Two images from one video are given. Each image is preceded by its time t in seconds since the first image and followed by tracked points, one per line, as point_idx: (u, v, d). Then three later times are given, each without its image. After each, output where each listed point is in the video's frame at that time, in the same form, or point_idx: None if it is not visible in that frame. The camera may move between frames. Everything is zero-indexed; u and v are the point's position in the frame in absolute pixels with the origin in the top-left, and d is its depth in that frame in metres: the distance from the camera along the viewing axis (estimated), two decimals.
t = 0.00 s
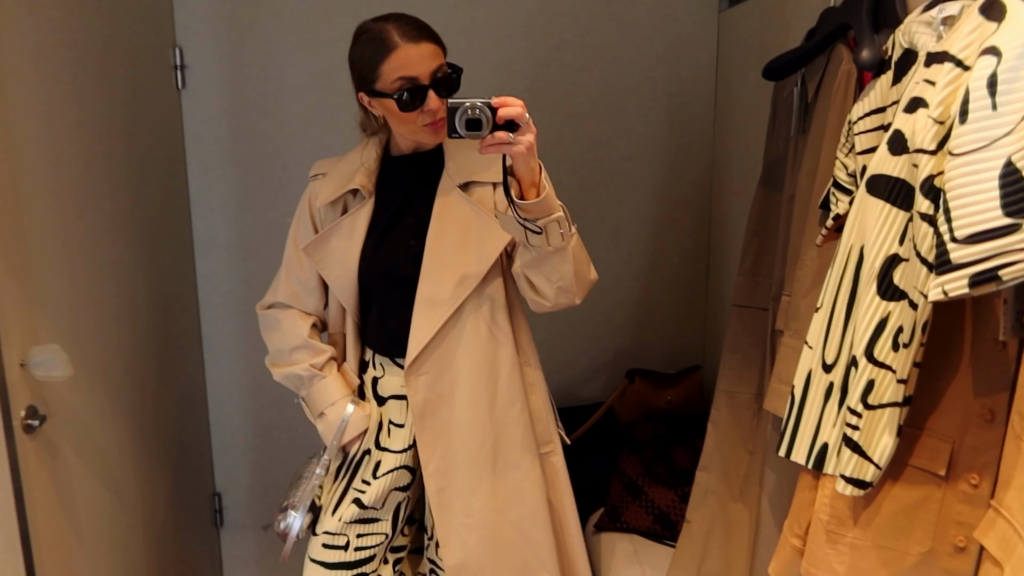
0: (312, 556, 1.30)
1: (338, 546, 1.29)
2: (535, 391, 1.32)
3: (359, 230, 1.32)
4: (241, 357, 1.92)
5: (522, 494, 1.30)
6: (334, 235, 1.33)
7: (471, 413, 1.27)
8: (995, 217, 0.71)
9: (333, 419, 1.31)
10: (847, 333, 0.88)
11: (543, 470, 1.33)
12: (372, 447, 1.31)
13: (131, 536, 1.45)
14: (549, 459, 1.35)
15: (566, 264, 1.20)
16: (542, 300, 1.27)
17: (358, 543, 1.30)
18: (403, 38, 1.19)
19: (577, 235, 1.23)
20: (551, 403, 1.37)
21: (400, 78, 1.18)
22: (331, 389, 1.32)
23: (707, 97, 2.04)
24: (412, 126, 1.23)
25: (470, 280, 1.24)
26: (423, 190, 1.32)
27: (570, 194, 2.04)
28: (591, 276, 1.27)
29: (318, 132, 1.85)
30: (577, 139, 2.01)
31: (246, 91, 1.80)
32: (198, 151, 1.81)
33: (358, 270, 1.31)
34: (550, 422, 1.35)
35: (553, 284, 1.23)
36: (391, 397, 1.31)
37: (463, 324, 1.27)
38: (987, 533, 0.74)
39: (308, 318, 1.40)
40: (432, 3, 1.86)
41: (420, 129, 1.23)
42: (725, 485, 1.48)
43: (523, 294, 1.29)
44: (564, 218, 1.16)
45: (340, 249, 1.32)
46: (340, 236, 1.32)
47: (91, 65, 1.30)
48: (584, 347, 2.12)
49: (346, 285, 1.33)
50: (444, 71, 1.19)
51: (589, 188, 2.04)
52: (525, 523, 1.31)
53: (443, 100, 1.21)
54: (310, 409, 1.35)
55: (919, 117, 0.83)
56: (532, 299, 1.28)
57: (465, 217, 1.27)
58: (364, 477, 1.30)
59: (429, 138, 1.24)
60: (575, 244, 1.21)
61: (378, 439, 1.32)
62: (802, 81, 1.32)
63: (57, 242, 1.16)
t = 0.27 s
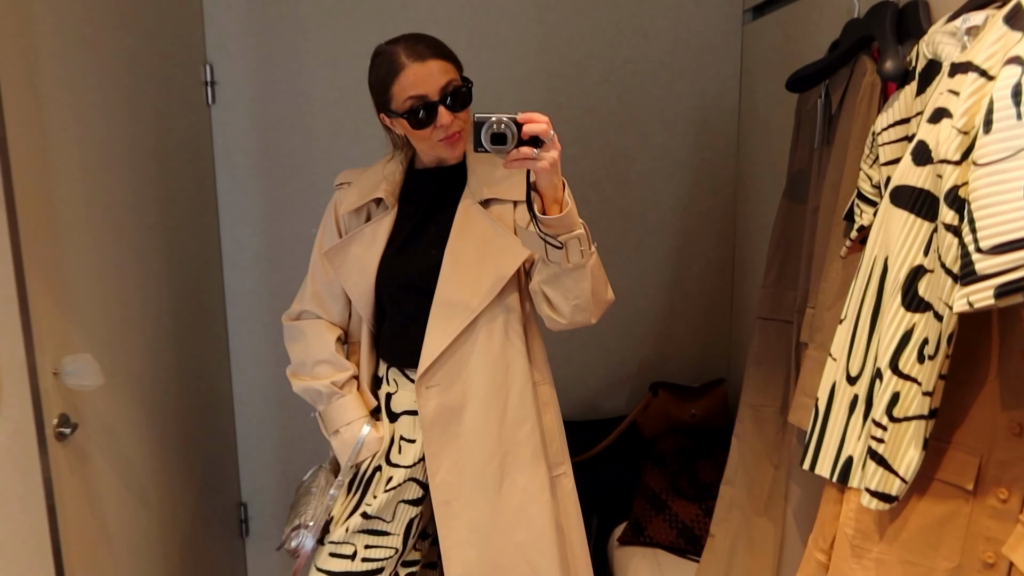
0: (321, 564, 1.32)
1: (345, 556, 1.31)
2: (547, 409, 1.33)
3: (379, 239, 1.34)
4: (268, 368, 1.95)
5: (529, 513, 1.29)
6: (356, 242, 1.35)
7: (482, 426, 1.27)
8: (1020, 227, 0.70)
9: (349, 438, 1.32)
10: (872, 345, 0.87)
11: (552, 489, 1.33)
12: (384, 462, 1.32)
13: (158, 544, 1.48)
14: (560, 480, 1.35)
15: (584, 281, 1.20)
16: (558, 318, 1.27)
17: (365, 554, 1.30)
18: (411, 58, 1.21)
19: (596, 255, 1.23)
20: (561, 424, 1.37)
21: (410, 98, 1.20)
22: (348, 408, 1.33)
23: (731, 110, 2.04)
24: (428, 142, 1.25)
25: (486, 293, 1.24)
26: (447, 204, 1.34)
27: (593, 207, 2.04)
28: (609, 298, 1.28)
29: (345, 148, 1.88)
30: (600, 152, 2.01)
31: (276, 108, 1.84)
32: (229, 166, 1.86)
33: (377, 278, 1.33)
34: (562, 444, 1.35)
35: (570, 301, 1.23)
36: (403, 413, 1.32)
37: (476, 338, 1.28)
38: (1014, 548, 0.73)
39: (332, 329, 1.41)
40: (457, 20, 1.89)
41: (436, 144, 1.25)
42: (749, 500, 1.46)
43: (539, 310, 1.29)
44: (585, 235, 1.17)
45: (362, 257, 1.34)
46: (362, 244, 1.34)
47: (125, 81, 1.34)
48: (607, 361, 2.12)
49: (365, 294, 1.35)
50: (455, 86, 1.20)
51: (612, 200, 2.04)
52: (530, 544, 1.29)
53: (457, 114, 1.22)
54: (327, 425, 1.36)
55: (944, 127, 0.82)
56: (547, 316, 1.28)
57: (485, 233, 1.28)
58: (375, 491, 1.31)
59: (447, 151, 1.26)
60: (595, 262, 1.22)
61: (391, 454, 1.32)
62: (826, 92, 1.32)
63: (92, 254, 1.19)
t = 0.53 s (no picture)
0: None
1: (360, 569, 1.32)
2: (557, 424, 1.33)
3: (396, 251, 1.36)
4: (287, 380, 1.97)
5: (537, 527, 1.30)
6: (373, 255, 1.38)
7: (493, 438, 1.27)
8: None
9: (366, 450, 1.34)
10: (886, 357, 0.87)
11: (559, 505, 1.33)
12: (400, 475, 1.33)
13: (177, 552, 1.49)
14: (566, 498, 1.35)
15: (601, 293, 1.21)
16: (575, 330, 1.27)
17: (379, 567, 1.31)
18: (420, 78, 1.24)
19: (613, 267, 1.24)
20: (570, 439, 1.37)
21: (422, 116, 1.23)
22: (366, 421, 1.34)
23: (747, 123, 2.05)
24: (442, 158, 1.27)
25: (500, 305, 1.25)
26: (464, 218, 1.35)
27: (608, 220, 2.05)
28: (624, 310, 1.29)
29: (363, 163, 1.91)
30: (615, 166, 2.03)
31: (297, 125, 1.88)
32: (250, 180, 1.90)
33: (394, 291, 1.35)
34: (571, 460, 1.36)
35: (587, 313, 1.23)
36: (418, 425, 1.33)
37: (489, 350, 1.29)
38: None
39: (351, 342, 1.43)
40: (475, 36, 1.92)
41: (449, 160, 1.27)
42: (767, 514, 1.46)
43: (555, 323, 1.30)
44: (603, 248, 1.18)
45: (379, 270, 1.36)
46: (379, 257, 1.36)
47: (149, 98, 1.37)
48: (623, 374, 2.12)
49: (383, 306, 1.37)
50: (465, 102, 1.22)
51: (628, 214, 2.05)
52: (537, 558, 1.30)
53: (468, 129, 1.24)
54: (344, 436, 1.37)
55: (957, 140, 0.82)
56: (563, 328, 1.29)
57: (500, 245, 1.29)
58: (391, 504, 1.32)
59: (461, 167, 1.28)
60: (611, 276, 1.22)
61: (407, 467, 1.33)
62: (841, 106, 1.32)
63: (116, 266, 1.22)
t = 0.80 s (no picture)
0: None
1: None
2: (566, 433, 1.34)
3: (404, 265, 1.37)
4: (296, 390, 1.99)
5: (548, 536, 1.30)
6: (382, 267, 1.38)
7: (503, 448, 1.28)
8: None
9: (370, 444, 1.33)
10: (893, 370, 0.88)
11: (569, 513, 1.33)
12: (408, 481, 1.33)
13: (187, 561, 1.50)
14: (577, 506, 1.36)
15: (609, 303, 1.22)
16: (583, 343, 1.29)
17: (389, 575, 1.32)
18: (432, 93, 1.26)
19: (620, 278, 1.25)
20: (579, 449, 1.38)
21: (434, 130, 1.25)
22: (366, 415, 1.35)
23: (755, 138, 2.06)
24: (452, 172, 1.28)
25: (510, 318, 1.27)
26: (473, 230, 1.37)
27: (616, 234, 2.06)
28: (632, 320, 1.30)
29: (374, 175, 1.94)
30: (623, 180, 2.04)
31: (309, 138, 1.91)
32: (262, 193, 1.92)
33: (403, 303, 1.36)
34: (580, 469, 1.36)
35: (594, 323, 1.25)
36: (429, 433, 1.33)
37: (500, 361, 1.30)
38: None
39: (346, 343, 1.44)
40: (485, 51, 1.94)
41: (459, 173, 1.28)
42: (774, 528, 1.47)
43: (563, 333, 1.31)
44: (610, 258, 1.19)
45: (387, 282, 1.36)
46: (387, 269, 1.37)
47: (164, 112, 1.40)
48: (631, 387, 2.12)
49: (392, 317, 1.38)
50: (475, 116, 1.24)
51: (636, 227, 2.06)
52: (549, 566, 1.30)
53: (478, 144, 1.25)
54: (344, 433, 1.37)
55: (962, 156, 0.83)
56: (571, 338, 1.30)
57: (508, 257, 1.31)
58: (400, 511, 1.32)
59: (470, 180, 1.29)
60: (618, 285, 1.23)
61: (415, 474, 1.33)
62: (848, 121, 1.33)
63: (131, 277, 1.24)
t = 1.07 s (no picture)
0: None
1: None
2: (565, 434, 1.36)
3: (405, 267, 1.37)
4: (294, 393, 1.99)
5: (548, 536, 1.30)
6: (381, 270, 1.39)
7: (503, 450, 1.28)
8: None
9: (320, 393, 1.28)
10: (884, 370, 0.89)
11: (570, 512, 1.34)
12: (398, 471, 1.31)
13: (184, 564, 1.50)
14: (577, 506, 1.36)
15: (606, 306, 1.23)
16: (580, 343, 1.29)
17: None
18: (434, 96, 1.27)
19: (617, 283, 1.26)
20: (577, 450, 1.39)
21: (436, 132, 1.26)
22: (314, 365, 1.31)
23: (751, 142, 2.07)
24: (452, 174, 1.29)
25: (509, 320, 1.28)
26: (470, 234, 1.38)
27: (613, 238, 2.07)
28: (627, 322, 1.30)
29: (372, 180, 1.95)
30: (620, 184, 2.05)
31: (308, 143, 1.92)
32: (260, 198, 1.93)
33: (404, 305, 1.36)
34: (579, 469, 1.37)
35: (592, 326, 1.25)
36: (424, 429, 1.32)
37: (499, 364, 1.30)
38: None
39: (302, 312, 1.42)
40: (483, 57, 1.96)
41: (459, 176, 1.28)
42: (770, 531, 1.47)
43: (560, 335, 1.31)
44: (607, 262, 1.20)
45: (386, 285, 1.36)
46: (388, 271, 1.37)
47: (164, 116, 1.41)
48: (628, 391, 2.12)
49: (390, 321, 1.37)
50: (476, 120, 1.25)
51: (633, 231, 2.07)
52: (550, 564, 1.30)
53: (478, 147, 1.26)
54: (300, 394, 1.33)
55: (951, 157, 0.84)
56: (569, 340, 1.30)
57: (506, 261, 1.32)
58: (393, 504, 1.30)
59: (469, 183, 1.29)
60: (614, 288, 1.24)
61: (405, 464, 1.32)
62: (841, 125, 1.35)
63: (130, 279, 1.25)
